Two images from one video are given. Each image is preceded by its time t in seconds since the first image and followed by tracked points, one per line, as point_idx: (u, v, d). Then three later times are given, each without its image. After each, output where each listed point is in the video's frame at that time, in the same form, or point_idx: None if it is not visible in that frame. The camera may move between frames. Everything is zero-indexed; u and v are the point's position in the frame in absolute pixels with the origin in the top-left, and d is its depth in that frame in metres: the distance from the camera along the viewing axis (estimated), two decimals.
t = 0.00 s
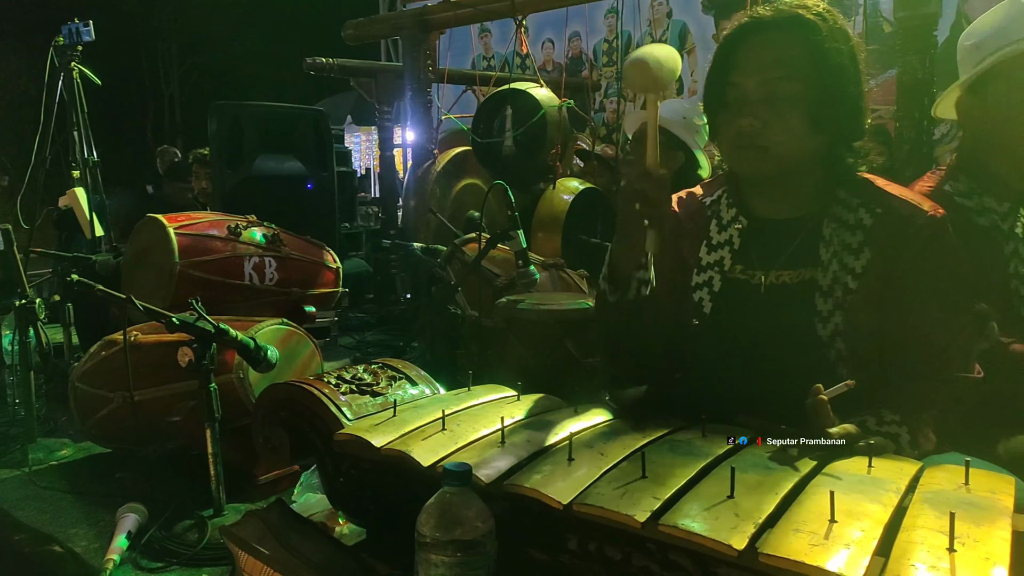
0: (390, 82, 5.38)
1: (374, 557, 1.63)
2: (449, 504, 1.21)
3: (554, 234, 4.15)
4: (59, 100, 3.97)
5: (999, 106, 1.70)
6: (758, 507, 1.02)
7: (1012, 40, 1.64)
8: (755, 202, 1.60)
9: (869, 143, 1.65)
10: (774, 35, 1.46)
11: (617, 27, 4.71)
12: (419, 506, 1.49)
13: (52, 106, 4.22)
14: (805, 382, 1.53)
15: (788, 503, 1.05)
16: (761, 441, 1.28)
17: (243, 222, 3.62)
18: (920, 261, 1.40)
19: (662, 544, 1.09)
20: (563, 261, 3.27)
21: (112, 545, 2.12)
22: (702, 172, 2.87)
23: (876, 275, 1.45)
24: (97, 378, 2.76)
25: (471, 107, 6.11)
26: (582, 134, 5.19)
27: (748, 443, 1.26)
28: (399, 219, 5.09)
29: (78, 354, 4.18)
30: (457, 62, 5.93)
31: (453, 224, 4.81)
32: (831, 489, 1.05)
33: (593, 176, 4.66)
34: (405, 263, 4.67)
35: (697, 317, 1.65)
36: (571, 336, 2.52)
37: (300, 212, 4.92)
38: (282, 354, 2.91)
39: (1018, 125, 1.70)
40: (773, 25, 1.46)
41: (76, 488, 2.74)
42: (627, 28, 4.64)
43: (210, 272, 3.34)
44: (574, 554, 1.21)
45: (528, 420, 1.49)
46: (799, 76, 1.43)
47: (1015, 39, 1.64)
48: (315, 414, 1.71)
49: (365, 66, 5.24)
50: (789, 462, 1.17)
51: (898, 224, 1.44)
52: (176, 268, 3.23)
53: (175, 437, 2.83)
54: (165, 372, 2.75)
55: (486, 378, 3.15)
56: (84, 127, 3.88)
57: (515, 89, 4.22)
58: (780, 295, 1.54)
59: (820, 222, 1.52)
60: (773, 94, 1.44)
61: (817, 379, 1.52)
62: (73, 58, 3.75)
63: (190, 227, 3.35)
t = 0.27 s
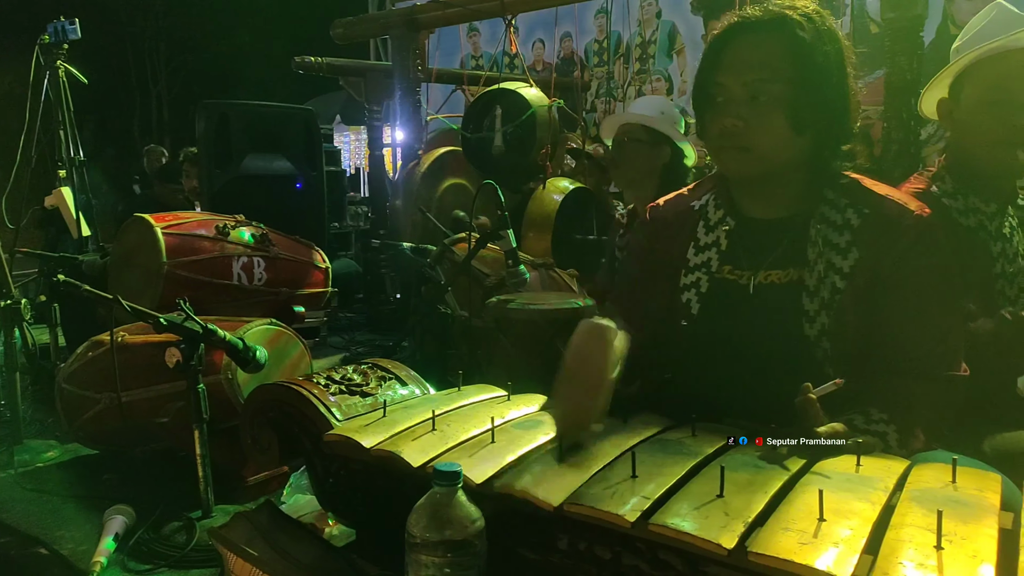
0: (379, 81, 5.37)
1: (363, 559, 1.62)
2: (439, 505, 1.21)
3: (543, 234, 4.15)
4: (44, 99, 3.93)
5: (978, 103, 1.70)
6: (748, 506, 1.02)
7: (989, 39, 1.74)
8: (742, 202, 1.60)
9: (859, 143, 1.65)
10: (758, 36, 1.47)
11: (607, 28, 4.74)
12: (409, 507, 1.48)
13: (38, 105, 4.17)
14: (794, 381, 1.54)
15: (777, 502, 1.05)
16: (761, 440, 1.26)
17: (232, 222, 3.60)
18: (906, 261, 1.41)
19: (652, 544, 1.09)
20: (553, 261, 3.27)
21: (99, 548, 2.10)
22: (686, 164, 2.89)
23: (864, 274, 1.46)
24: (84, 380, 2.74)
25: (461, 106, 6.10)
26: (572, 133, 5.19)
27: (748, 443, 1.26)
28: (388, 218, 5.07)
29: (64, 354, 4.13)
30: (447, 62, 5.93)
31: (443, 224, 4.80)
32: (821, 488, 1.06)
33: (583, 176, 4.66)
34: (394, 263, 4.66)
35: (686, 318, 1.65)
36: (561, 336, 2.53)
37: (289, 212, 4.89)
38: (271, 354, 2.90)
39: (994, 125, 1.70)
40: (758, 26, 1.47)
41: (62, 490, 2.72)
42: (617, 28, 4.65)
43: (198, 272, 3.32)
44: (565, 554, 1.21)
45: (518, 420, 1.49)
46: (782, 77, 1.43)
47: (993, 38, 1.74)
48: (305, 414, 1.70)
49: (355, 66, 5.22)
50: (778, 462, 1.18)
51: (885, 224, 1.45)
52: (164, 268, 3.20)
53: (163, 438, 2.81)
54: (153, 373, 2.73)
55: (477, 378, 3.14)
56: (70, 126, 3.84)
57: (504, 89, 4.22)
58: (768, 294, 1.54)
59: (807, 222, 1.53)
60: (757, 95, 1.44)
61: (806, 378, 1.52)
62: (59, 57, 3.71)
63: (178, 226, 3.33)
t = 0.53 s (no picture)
0: (369, 81, 5.35)
1: (353, 559, 1.61)
2: (430, 505, 1.20)
3: (534, 233, 4.15)
4: (31, 98, 3.89)
5: (960, 101, 1.73)
6: (738, 505, 1.03)
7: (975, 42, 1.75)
8: (729, 202, 1.60)
9: (846, 142, 1.66)
10: (741, 35, 1.47)
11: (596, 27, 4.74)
12: (400, 507, 1.48)
13: (24, 104, 4.14)
14: (783, 381, 1.54)
15: (767, 501, 1.06)
16: (762, 440, 1.23)
17: (221, 221, 3.58)
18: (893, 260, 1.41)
19: (643, 543, 1.10)
20: (543, 261, 3.27)
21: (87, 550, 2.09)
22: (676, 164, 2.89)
23: (851, 273, 1.46)
24: (71, 381, 2.71)
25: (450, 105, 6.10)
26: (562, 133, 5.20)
27: (748, 443, 1.25)
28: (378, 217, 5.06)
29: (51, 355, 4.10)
30: (436, 61, 5.92)
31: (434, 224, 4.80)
32: (809, 486, 1.06)
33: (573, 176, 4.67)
34: (385, 263, 4.65)
35: (675, 318, 1.65)
36: (551, 336, 2.53)
37: (279, 212, 4.87)
38: (261, 355, 2.88)
39: (976, 124, 1.71)
40: (742, 25, 1.48)
41: (49, 492, 2.69)
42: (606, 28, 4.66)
43: (187, 272, 3.30)
44: (556, 554, 1.22)
45: (509, 420, 1.49)
46: (765, 76, 1.44)
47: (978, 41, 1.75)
48: (295, 415, 1.69)
49: (344, 65, 5.20)
50: (767, 461, 1.18)
51: (872, 224, 1.46)
52: (151, 268, 3.18)
53: (152, 439, 2.79)
54: (141, 374, 2.71)
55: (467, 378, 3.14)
56: (57, 125, 3.81)
57: (495, 89, 4.22)
58: (757, 293, 1.55)
59: (795, 222, 1.53)
60: (740, 93, 1.45)
61: (794, 377, 1.53)
62: (45, 55, 3.68)
63: (166, 226, 3.31)
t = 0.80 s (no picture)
0: (359, 80, 5.34)
1: (344, 560, 1.61)
2: (421, 506, 1.20)
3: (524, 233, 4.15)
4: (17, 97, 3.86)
5: (965, 103, 1.72)
6: (728, 504, 1.03)
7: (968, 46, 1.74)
8: (719, 201, 1.61)
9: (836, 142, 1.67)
10: (727, 35, 1.48)
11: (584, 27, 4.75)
12: (391, 508, 1.47)
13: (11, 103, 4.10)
14: (773, 380, 1.55)
15: (757, 500, 1.06)
16: (761, 440, 1.23)
17: (210, 221, 3.56)
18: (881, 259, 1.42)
19: (634, 542, 1.10)
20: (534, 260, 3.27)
21: (75, 552, 2.07)
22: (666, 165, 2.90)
23: (840, 273, 1.47)
24: (59, 382, 2.69)
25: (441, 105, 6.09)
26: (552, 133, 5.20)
27: (748, 443, 1.24)
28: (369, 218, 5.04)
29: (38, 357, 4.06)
30: (426, 60, 5.91)
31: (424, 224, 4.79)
32: (799, 485, 1.06)
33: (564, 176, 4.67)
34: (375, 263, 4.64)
35: (665, 317, 1.65)
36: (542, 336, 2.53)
37: (269, 212, 4.85)
38: (250, 355, 2.87)
39: (988, 124, 1.69)
40: (729, 26, 1.48)
41: (36, 494, 2.67)
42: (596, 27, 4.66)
43: (176, 273, 3.28)
44: (548, 554, 1.21)
45: (500, 420, 1.48)
46: (751, 76, 1.44)
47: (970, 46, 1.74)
48: (285, 416, 1.68)
49: (334, 64, 5.19)
50: (757, 460, 1.18)
51: (860, 223, 1.46)
52: (140, 269, 3.16)
53: (141, 441, 2.77)
54: (130, 376, 2.69)
55: (458, 378, 3.14)
56: (44, 124, 3.78)
57: (485, 89, 4.22)
58: (748, 293, 1.55)
59: (785, 221, 1.54)
60: (727, 93, 1.45)
61: (785, 377, 1.53)
62: (32, 54, 3.65)
63: (155, 226, 3.29)
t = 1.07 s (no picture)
0: (348, 79, 5.32)
1: (335, 561, 1.60)
2: (412, 506, 1.20)
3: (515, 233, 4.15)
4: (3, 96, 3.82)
5: (961, 102, 1.73)
6: (719, 502, 1.03)
7: (954, 47, 1.76)
8: (710, 201, 1.61)
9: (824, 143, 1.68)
10: (720, 37, 1.48)
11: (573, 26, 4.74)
12: (382, 508, 1.47)
13: None
14: (763, 379, 1.56)
15: (748, 498, 1.06)
16: (761, 440, 1.22)
17: (198, 221, 3.54)
18: (871, 259, 1.43)
19: (625, 541, 1.10)
20: (525, 260, 3.27)
21: (62, 555, 2.05)
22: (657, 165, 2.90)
23: (829, 273, 1.48)
24: (45, 383, 2.67)
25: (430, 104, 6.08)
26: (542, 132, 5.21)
27: (748, 443, 1.23)
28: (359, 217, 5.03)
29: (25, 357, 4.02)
30: (416, 60, 5.90)
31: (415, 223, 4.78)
32: (790, 484, 1.07)
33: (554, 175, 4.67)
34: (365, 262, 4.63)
35: (656, 317, 1.66)
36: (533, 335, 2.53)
37: (258, 211, 4.82)
38: (239, 356, 2.85)
39: (984, 123, 1.70)
40: (722, 27, 1.48)
41: (23, 497, 2.64)
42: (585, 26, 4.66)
43: (164, 273, 3.26)
44: (539, 553, 1.22)
45: (491, 420, 1.48)
46: (744, 78, 1.45)
47: (955, 46, 1.77)
48: (274, 416, 1.67)
49: (323, 63, 5.16)
50: (748, 459, 1.19)
51: (850, 223, 1.47)
52: (127, 269, 3.14)
53: (129, 442, 2.75)
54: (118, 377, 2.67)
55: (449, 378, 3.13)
56: (30, 123, 3.74)
57: (475, 88, 4.21)
58: (738, 292, 1.56)
59: (776, 221, 1.54)
60: (721, 95, 1.46)
61: (775, 376, 1.54)
62: (18, 52, 3.61)
63: (143, 226, 3.26)
